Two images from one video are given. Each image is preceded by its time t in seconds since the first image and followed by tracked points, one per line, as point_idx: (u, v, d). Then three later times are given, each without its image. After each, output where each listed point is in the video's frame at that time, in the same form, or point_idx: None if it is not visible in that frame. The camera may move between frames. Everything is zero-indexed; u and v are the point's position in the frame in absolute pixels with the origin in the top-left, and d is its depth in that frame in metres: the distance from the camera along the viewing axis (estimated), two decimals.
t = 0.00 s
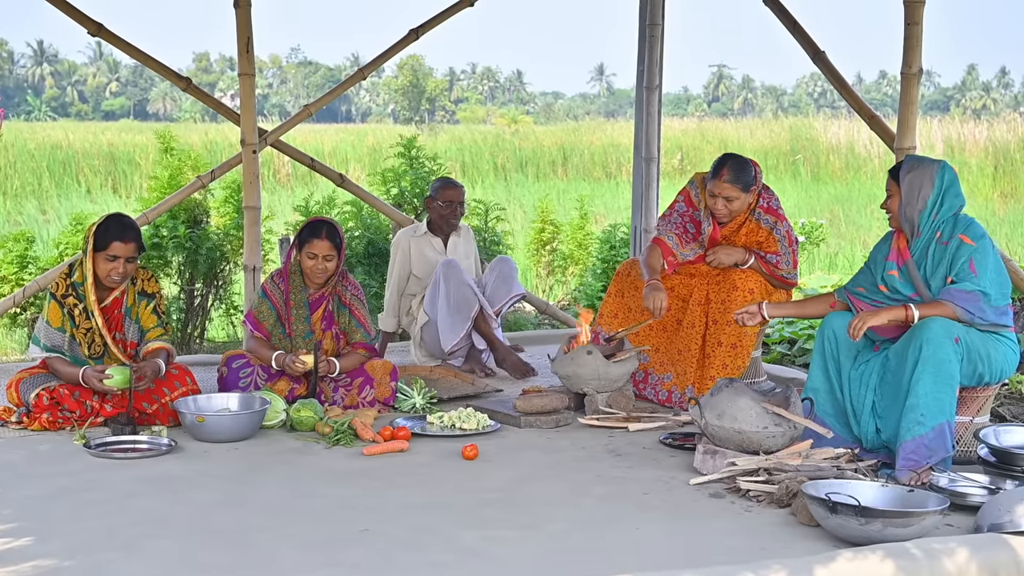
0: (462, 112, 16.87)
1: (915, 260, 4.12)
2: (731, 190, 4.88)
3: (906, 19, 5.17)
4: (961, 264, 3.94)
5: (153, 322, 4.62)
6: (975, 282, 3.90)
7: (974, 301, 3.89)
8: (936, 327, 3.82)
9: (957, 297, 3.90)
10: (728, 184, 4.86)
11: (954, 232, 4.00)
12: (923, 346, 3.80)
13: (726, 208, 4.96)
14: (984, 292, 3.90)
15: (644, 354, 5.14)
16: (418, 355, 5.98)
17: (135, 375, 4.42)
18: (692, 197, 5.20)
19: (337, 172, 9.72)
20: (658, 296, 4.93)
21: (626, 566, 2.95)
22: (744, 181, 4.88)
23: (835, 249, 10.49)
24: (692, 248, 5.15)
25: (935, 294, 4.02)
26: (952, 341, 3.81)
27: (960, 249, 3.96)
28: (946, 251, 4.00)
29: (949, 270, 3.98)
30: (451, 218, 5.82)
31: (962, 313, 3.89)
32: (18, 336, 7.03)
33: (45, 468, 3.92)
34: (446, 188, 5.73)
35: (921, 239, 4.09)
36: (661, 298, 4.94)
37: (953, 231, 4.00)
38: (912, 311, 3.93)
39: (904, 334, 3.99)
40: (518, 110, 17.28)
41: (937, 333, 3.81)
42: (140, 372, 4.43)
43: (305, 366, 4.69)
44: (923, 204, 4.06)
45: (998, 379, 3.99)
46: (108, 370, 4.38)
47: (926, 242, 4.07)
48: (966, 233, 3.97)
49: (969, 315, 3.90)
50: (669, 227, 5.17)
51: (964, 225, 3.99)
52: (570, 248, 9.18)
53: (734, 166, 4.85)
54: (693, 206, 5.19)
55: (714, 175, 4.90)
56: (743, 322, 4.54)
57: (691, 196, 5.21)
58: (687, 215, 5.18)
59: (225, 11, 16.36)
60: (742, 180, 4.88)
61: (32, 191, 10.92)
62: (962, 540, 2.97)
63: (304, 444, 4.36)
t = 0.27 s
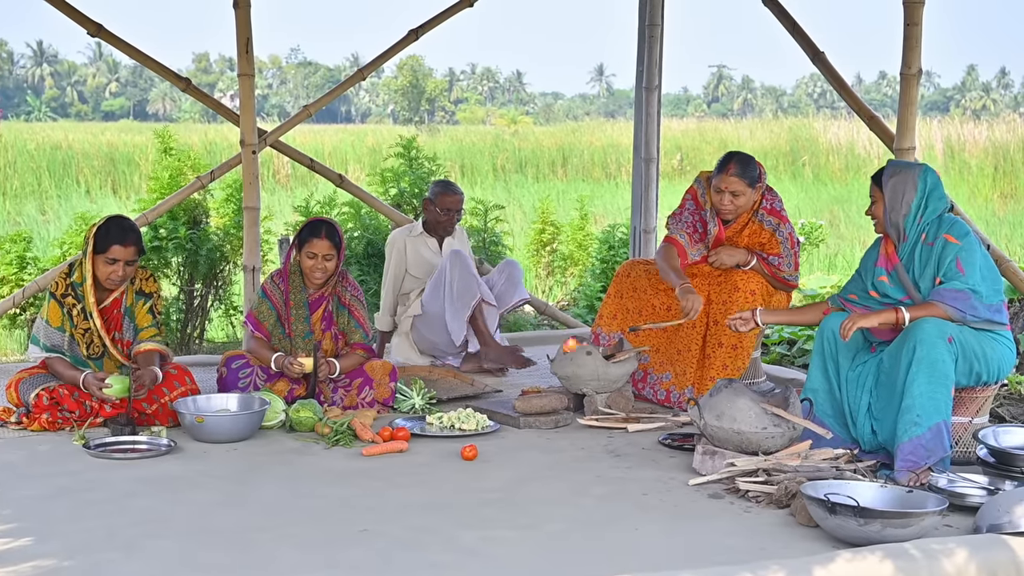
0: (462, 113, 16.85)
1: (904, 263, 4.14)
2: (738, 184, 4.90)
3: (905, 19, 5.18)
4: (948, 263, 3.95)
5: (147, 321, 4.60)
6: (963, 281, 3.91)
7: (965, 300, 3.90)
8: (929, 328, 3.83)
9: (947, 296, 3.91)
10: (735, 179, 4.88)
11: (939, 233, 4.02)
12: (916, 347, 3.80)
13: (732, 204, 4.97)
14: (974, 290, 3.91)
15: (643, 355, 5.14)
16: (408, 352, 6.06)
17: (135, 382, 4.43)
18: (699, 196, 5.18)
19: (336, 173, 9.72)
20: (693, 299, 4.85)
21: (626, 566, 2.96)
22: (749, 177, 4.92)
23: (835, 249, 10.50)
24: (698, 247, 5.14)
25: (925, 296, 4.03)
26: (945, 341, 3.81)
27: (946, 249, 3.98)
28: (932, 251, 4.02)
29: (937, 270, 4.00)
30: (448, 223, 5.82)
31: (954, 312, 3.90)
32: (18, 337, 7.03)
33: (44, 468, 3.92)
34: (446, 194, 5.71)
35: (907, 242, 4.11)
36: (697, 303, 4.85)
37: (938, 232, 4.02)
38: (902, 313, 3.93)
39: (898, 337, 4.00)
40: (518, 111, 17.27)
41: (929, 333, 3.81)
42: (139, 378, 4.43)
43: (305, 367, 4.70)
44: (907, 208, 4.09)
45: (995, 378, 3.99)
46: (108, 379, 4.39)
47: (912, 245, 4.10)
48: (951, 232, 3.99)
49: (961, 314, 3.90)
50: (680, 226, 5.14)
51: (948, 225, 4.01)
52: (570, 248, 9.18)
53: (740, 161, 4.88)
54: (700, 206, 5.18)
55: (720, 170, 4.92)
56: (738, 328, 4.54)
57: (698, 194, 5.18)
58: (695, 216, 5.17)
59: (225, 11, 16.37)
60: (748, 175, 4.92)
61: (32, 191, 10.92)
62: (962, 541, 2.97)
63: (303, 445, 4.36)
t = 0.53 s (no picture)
0: (461, 114, 16.85)
1: (900, 267, 4.15)
2: (743, 182, 4.89)
3: (904, 20, 5.18)
4: (944, 265, 3.96)
5: (146, 319, 4.59)
6: (960, 281, 3.92)
7: (964, 300, 3.90)
8: (929, 328, 3.83)
9: (945, 297, 3.92)
10: (740, 177, 4.87)
11: (934, 234, 4.03)
12: (916, 347, 3.81)
13: (737, 203, 4.95)
14: (973, 289, 3.91)
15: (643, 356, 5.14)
16: (409, 352, 6.06)
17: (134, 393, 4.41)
18: (705, 197, 5.12)
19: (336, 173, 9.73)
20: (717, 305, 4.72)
21: (625, 567, 2.96)
22: (755, 176, 4.91)
23: (835, 250, 10.50)
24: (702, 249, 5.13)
25: (923, 297, 4.04)
26: (945, 341, 3.81)
27: (941, 250, 3.98)
28: (928, 253, 4.03)
29: (934, 272, 4.01)
30: (451, 222, 5.80)
31: (953, 313, 3.90)
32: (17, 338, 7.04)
33: (44, 469, 3.92)
34: (446, 194, 5.69)
35: (903, 245, 4.12)
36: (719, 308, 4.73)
37: (932, 233, 4.03)
38: (902, 315, 3.94)
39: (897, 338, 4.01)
40: (518, 111, 17.28)
41: (928, 334, 3.82)
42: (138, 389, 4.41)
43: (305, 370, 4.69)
44: (901, 212, 4.10)
45: (995, 378, 3.99)
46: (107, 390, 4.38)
47: (907, 247, 4.11)
48: (946, 233, 3.99)
49: (960, 314, 3.90)
50: (690, 226, 5.08)
51: (942, 226, 4.01)
52: (569, 249, 9.19)
53: (745, 160, 4.88)
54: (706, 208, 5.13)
55: (725, 168, 4.91)
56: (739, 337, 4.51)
57: (703, 195, 5.13)
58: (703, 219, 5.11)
59: (225, 12, 16.37)
60: (753, 174, 4.91)
61: (32, 192, 10.92)
62: (960, 541, 2.97)
63: (303, 445, 4.36)
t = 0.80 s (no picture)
0: (461, 114, 16.83)
1: (897, 268, 4.16)
2: (747, 183, 4.87)
3: (904, 20, 5.18)
4: (942, 264, 3.96)
5: (145, 319, 4.60)
6: (958, 280, 3.92)
7: (964, 299, 3.90)
8: (930, 328, 3.83)
9: (945, 296, 3.92)
10: (743, 177, 4.85)
11: (930, 234, 4.03)
12: (917, 347, 3.81)
13: (740, 203, 4.93)
14: (971, 288, 3.91)
15: (642, 355, 5.14)
16: (409, 353, 6.07)
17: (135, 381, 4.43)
18: (708, 197, 5.05)
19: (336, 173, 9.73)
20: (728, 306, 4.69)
21: (625, 567, 2.96)
22: (757, 176, 4.89)
23: (834, 250, 10.50)
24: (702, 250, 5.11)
25: (922, 298, 4.04)
26: (945, 341, 3.82)
27: (937, 250, 3.98)
28: (924, 253, 4.03)
29: (932, 272, 4.01)
30: (451, 219, 5.82)
31: (953, 312, 3.90)
32: (17, 338, 7.04)
33: (44, 469, 3.92)
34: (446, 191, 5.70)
35: (900, 247, 4.12)
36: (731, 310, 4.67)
37: (928, 233, 4.03)
38: (902, 316, 3.94)
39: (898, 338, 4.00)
40: (517, 111, 17.28)
41: (930, 334, 3.82)
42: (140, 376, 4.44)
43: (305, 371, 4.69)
44: (897, 213, 4.10)
45: (995, 378, 3.99)
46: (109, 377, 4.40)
47: (904, 249, 4.11)
48: (941, 233, 4.00)
49: (960, 314, 3.90)
50: (695, 226, 5.00)
51: (938, 226, 4.02)
52: (569, 249, 9.21)
53: (748, 160, 4.85)
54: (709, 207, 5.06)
55: (728, 169, 4.88)
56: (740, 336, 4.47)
57: (705, 195, 5.07)
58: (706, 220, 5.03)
59: (225, 12, 16.36)
60: (756, 174, 4.89)
61: (32, 192, 10.92)
62: (960, 541, 2.98)
63: (303, 445, 4.36)
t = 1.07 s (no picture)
0: (461, 114, 16.82)
1: (895, 269, 4.16)
2: (748, 184, 4.86)
3: (904, 20, 5.18)
4: (939, 264, 3.96)
5: (144, 321, 4.59)
6: (955, 280, 3.92)
7: (961, 299, 3.90)
8: (927, 328, 3.83)
9: (942, 296, 3.92)
10: (745, 177, 4.85)
11: (926, 234, 4.03)
12: (915, 347, 3.81)
13: (742, 203, 4.93)
14: (969, 288, 3.91)
15: (641, 355, 5.13)
16: (414, 353, 6.06)
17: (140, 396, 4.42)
18: (709, 198, 5.04)
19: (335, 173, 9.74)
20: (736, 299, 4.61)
21: (625, 567, 2.96)
22: (759, 176, 4.88)
23: (834, 250, 10.50)
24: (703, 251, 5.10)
25: (920, 298, 4.04)
26: (944, 341, 3.82)
27: (934, 250, 3.99)
28: (921, 253, 4.04)
29: (929, 272, 4.01)
30: (459, 216, 5.81)
31: (950, 312, 3.90)
32: (17, 338, 7.04)
33: (43, 469, 3.92)
34: (456, 186, 5.72)
35: (897, 247, 4.12)
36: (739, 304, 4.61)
37: (925, 233, 4.04)
38: (899, 316, 3.95)
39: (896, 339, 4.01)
40: (517, 112, 17.28)
41: (927, 334, 3.82)
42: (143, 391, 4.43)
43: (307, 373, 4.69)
44: (894, 214, 4.10)
45: (994, 378, 3.99)
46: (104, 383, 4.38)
47: (902, 249, 4.11)
48: (938, 232, 4.00)
49: (958, 313, 3.90)
50: (699, 227, 4.98)
51: (935, 226, 4.02)
52: (568, 249, 9.21)
53: (749, 161, 4.84)
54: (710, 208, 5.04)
55: (729, 169, 4.87)
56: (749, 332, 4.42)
57: (708, 195, 5.05)
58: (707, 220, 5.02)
59: (225, 12, 16.36)
60: (757, 176, 4.88)
61: (32, 192, 10.91)
62: (960, 542, 2.97)
63: (303, 445, 4.36)
